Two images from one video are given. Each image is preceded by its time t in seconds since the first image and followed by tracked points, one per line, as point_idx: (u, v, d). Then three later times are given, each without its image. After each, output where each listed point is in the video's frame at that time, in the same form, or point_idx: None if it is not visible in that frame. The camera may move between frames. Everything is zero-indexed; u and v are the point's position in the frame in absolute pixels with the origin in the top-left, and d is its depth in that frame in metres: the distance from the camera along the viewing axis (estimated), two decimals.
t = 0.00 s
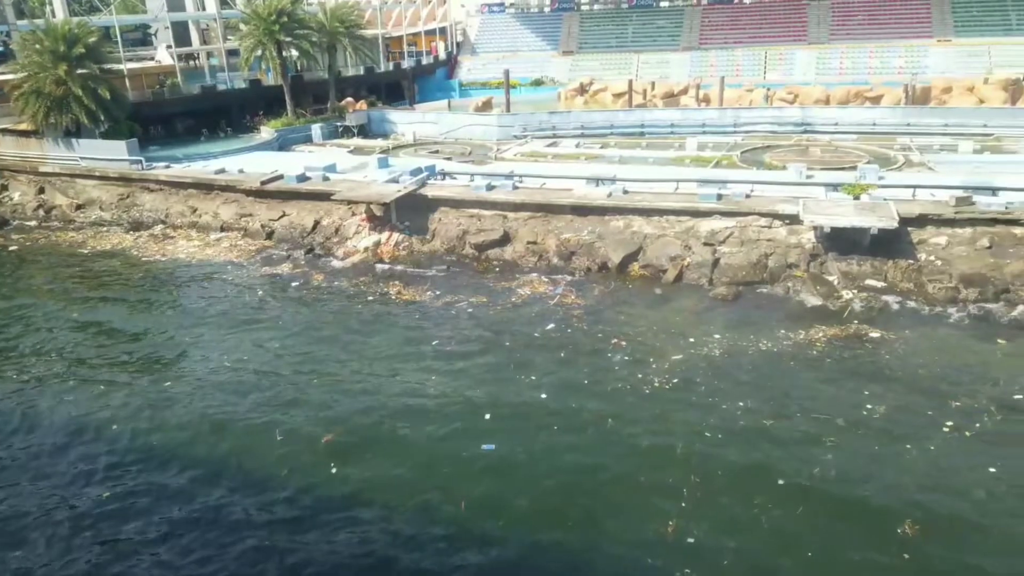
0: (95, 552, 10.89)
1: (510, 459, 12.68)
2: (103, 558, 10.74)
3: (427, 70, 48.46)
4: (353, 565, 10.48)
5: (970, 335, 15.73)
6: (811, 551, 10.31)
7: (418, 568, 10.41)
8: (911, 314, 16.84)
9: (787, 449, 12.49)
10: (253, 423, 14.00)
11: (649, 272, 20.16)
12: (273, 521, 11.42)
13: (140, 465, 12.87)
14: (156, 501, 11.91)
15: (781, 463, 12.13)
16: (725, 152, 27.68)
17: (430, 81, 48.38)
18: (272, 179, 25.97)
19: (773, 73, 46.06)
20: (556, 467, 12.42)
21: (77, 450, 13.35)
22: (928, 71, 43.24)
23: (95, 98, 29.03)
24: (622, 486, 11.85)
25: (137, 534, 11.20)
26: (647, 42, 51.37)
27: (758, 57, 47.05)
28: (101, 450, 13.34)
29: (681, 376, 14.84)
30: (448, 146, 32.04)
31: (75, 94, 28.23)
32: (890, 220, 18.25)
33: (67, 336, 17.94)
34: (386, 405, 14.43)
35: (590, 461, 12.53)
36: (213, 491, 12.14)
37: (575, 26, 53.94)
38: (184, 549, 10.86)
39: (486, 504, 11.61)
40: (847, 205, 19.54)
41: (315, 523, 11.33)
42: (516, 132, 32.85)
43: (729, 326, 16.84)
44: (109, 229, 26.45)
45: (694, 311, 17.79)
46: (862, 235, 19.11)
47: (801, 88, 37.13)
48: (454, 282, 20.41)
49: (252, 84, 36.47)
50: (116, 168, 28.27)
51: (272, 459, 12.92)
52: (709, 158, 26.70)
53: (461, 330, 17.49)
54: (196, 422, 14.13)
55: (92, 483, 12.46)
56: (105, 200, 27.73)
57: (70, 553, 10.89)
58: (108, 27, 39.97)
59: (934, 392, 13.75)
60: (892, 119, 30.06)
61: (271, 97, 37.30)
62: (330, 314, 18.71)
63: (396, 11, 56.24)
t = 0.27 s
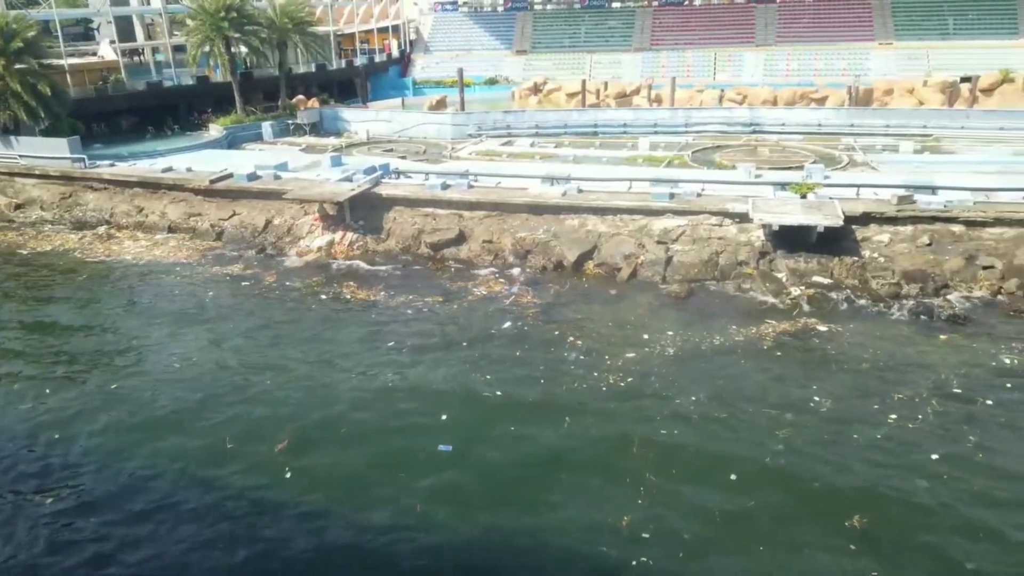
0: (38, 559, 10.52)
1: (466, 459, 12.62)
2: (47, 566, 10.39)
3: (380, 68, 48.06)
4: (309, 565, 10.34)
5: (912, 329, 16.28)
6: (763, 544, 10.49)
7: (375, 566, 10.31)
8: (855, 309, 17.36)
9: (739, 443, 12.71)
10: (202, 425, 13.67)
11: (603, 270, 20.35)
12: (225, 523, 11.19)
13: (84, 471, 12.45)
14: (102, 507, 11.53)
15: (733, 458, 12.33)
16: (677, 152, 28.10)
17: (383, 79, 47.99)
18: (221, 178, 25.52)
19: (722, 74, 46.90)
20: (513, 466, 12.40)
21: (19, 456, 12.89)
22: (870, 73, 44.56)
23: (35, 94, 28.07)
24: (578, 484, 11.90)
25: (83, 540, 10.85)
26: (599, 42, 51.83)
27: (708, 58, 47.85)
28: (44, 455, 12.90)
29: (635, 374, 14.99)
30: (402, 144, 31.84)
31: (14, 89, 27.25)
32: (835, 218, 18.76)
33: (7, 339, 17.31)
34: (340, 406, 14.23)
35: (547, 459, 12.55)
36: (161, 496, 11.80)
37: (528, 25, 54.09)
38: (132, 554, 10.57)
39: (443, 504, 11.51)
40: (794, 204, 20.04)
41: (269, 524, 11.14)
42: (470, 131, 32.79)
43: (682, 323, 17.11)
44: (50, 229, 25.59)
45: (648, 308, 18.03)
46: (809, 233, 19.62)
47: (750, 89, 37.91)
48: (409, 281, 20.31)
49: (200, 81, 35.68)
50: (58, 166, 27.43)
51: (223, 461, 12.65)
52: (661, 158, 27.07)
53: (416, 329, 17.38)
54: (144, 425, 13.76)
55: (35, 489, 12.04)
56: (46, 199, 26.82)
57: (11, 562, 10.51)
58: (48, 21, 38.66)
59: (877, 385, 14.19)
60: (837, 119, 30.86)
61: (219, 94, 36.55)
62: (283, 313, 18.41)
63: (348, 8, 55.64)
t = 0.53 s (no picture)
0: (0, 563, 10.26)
1: (439, 459, 12.52)
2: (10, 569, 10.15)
3: (351, 67, 47.76)
4: (280, 565, 10.22)
5: (877, 327, 16.58)
6: (736, 540, 10.54)
7: (347, 565, 10.23)
8: (823, 307, 17.65)
9: (711, 441, 12.78)
10: (170, 427, 13.43)
11: (575, 270, 20.43)
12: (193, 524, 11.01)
13: (47, 475, 12.16)
14: (67, 509, 11.29)
15: (706, 456, 12.38)
16: (648, 152, 28.31)
17: (353, 78, 47.69)
18: (188, 177, 25.26)
19: (692, 76, 47.35)
20: (486, 467, 12.33)
21: None
22: (836, 75, 45.28)
23: None
24: (551, 484, 11.87)
25: (47, 543, 10.62)
26: (571, 43, 52.01)
27: (678, 60, 48.27)
28: (6, 458, 12.59)
29: (607, 373, 15.02)
30: (373, 143, 31.66)
31: None
32: (802, 218, 19.03)
33: None
34: (311, 406, 14.07)
35: (520, 459, 12.50)
36: (128, 499, 11.54)
37: (500, 25, 54.08)
38: (98, 556, 10.36)
39: (417, 505, 11.39)
40: (763, 204, 20.31)
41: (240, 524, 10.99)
42: (442, 130, 32.70)
43: (654, 322, 17.25)
44: (12, 229, 25.01)
45: (620, 307, 18.14)
46: (777, 233, 19.89)
47: (719, 90, 38.32)
48: (381, 281, 20.21)
49: (167, 78, 35.15)
50: (20, 164, 26.91)
51: (192, 462, 12.46)
52: (632, 158, 27.25)
53: (388, 329, 17.26)
54: (111, 426, 13.50)
55: None
56: (7, 198, 26.20)
57: None
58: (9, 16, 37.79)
59: (844, 381, 14.42)
60: (804, 120, 31.29)
61: (187, 91, 36.01)
62: (254, 313, 18.20)
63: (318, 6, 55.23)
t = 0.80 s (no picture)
0: None
1: (413, 464, 12.45)
2: None
3: (322, 68, 47.45)
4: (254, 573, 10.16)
5: (845, 326, 16.88)
6: (709, 540, 10.64)
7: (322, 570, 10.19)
8: (792, 307, 17.93)
9: (684, 442, 12.87)
10: (139, 435, 13.23)
11: (549, 272, 20.48)
12: (164, 532, 10.88)
13: (14, 484, 11.95)
14: (34, 520, 11.11)
15: (679, 456, 12.50)
16: (620, 154, 28.52)
17: (325, 79, 47.38)
18: (156, 179, 24.95)
19: (663, 78, 47.76)
20: (461, 470, 12.30)
21: None
22: (804, 79, 45.97)
23: None
24: (526, 486, 11.87)
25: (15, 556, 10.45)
26: (542, 45, 52.16)
27: (649, 63, 48.65)
28: None
29: (581, 375, 15.08)
30: (345, 145, 31.49)
31: None
32: (772, 219, 19.30)
33: None
34: (284, 411, 13.93)
35: (494, 462, 12.49)
36: (95, 510, 11.36)
37: (472, 26, 54.05)
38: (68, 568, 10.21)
39: (391, 511, 11.32)
40: (733, 205, 20.55)
41: (213, 532, 10.90)
42: (414, 132, 32.63)
43: (627, 323, 17.37)
44: None
45: (593, 309, 18.25)
46: (747, 234, 20.11)
47: (690, 92, 38.68)
48: (354, 284, 20.11)
49: (134, 78, 34.62)
50: None
51: (164, 469, 12.33)
52: (605, 160, 27.42)
53: (361, 332, 17.17)
54: (79, 434, 13.30)
55: None
56: None
57: None
58: None
59: (814, 380, 14.66)
60: (773, 123, 31.68)
61: (154, 92, 35.48)
62: (225, 316, 18.01)
63: (289, 7, 54.83)
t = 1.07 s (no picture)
0: None
1: (378, 470, 12.41)
2: None
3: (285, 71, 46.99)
4: None
5: (805, 328, 17.20)
6: (671, 540, 10.76)
7: None
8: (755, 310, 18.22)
9: (648, 444, 13.02)
10: (96, 445, 12.98)
11: (515, 276, 20.47)
12: (126, 544, 10.70)
13: None
14: None
15: (645, 456, 12.66)
16: (585, 159, 28.73)
17: (288, 83, 46.93)
18: (113, 183, 24.47)
19: (627, 84, 48.19)
20: (426, 476, 12.28)
21: None
22: (765, 86, 46.78)
23: None
24: (491, 490, 11.89)
25: None
26: (507, 50, 52.28)
27: (613, 69, 49.09)
28: None
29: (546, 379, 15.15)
30: (309, 149, 31.23)
31: None
32: (734, 223, 19.61)
33: None
34: (249, 418, 13.78)
35: (460, 468, 12.50)
36: (51, 522, 11.13)
37: (437, 31, 53.98)
38: None
39: (355, 518, 11.27)
40: (696, 209, 20.82)
41: (177, 542, 10.74)
42: (379, 136, 32.49)
43: (593, 326, 17.51)
44: None
45: (560, 312, 18.35)
46: (710, 238, 20.37)
47: (654, 98, 39.10)
48: (319, 288, 19.93)
49: (90, 80, 33.93)
50: None
51: (125, 479, 12.11)
52: (570, 165, 27.59)
53: (326, 337, 17.03)
54: (36, 444, 12.99)
55: None
56: None
57: None
58: None
59: (776, 380, 14.95)
60: (735, 129, 32.18)
61: (112, 94, 34.82)
62: (187, 322, 17.73)
63: (251, 10, 54.25)
